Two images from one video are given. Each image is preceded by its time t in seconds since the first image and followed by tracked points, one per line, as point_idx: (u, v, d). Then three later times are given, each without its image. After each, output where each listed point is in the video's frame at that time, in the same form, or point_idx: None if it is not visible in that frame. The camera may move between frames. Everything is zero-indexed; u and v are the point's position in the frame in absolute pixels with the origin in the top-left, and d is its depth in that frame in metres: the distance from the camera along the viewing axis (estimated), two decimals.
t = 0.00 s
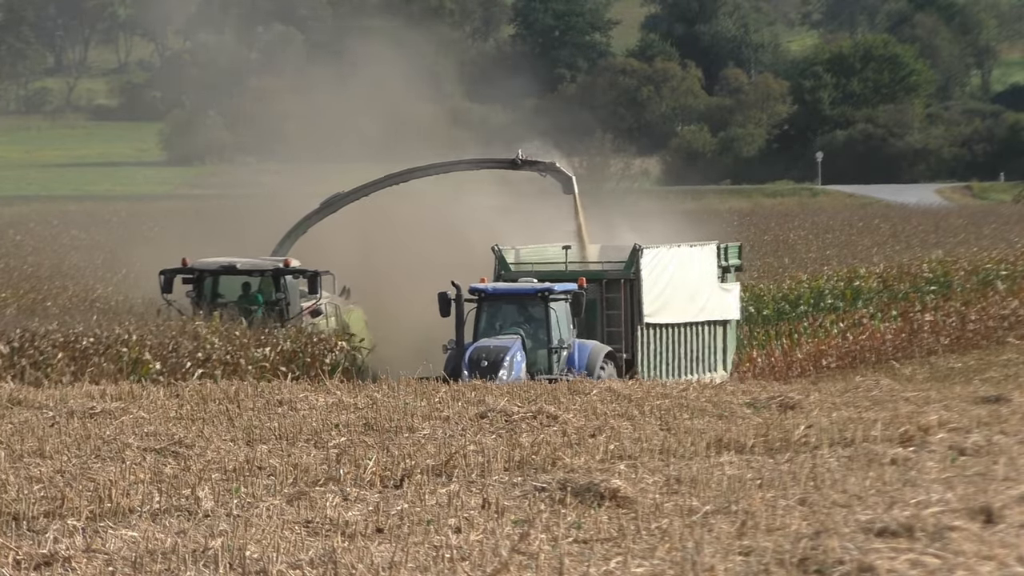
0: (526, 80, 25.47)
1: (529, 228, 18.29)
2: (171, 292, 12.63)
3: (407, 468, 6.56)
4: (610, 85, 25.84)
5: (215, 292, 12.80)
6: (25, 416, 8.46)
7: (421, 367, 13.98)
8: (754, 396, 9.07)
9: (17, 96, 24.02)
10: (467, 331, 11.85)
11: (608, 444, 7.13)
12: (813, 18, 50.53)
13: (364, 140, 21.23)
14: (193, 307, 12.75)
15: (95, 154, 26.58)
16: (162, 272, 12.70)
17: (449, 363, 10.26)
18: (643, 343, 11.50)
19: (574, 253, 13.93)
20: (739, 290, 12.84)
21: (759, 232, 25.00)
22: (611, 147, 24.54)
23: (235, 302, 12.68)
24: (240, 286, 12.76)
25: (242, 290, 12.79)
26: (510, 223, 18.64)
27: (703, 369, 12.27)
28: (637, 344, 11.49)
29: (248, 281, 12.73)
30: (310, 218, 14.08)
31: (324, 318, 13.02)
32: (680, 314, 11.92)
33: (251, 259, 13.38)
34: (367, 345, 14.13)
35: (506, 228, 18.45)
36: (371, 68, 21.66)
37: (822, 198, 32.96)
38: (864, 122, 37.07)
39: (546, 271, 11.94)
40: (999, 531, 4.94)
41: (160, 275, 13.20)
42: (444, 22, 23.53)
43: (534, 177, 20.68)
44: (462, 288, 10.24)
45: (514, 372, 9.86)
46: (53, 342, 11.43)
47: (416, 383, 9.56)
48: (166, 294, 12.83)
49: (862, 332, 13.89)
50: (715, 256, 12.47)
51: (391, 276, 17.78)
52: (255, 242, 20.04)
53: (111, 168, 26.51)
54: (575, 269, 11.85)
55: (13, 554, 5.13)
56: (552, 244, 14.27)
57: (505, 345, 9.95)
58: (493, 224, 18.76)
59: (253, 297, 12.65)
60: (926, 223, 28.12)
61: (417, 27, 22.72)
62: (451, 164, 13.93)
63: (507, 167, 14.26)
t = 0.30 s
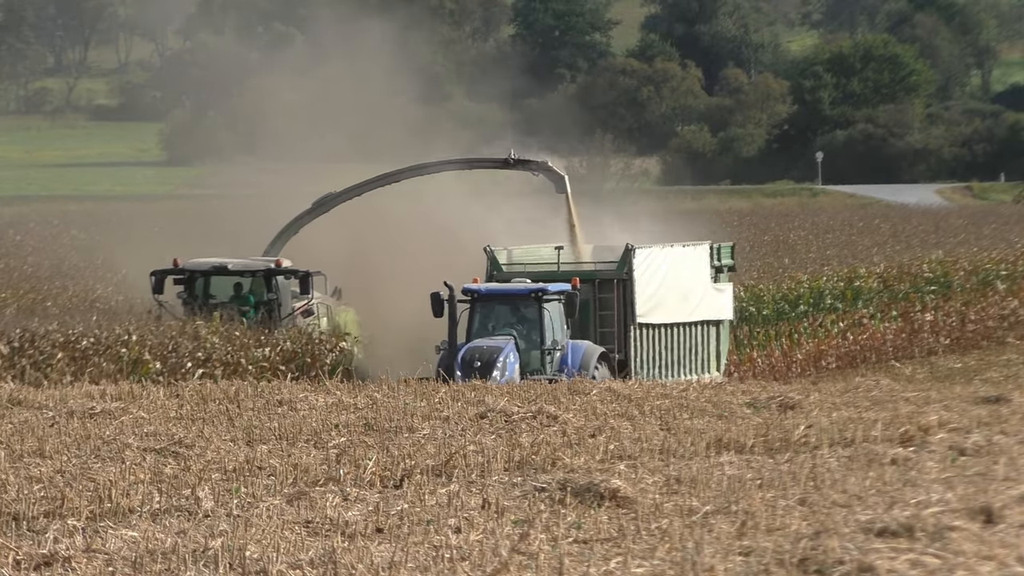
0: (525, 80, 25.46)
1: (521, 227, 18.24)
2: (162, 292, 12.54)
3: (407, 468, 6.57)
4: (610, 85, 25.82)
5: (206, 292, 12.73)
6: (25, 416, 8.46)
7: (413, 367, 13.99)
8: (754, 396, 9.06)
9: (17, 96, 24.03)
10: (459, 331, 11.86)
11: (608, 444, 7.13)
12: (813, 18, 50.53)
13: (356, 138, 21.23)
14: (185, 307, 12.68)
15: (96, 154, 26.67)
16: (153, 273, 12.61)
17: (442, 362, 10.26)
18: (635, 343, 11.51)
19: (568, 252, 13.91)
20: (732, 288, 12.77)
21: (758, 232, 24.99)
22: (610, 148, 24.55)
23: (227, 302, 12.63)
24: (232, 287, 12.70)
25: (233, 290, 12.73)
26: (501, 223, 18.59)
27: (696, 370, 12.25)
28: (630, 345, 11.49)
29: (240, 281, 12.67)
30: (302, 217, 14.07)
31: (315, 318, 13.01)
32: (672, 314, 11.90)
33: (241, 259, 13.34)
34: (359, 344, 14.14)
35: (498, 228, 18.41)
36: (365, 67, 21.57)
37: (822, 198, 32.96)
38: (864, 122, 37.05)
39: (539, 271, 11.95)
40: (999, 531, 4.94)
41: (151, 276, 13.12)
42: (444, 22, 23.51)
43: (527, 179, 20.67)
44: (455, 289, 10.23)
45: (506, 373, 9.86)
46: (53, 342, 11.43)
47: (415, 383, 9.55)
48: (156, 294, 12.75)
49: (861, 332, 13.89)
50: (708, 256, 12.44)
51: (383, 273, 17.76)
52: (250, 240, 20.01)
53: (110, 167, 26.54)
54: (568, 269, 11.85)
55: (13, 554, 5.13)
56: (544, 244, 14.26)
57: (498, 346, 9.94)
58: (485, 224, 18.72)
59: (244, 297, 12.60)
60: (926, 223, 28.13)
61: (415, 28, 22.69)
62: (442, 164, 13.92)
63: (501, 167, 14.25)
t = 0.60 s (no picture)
0: (525, 80, 25.47)
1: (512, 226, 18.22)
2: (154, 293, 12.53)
3: (407, 468, 6.56)
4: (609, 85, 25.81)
5: (198, 292, 12.73)
6: (25, 416, 8.46)
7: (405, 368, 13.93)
8: (753, 396, 9.06)
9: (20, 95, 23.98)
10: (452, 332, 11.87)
11: (608, 444, 7.13)
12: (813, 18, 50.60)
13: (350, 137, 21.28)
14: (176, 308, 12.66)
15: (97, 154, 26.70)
16: (145, 273, 12.58)
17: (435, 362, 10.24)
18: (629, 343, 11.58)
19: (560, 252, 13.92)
20: (726, 290, 12.73)
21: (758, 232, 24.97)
22: (610, 148, 24.55)
23: (218, 303, 12.62)
24: (223, 287, 12.69)
25: (225, 291, 12.72)
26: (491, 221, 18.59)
27: (688, 370, 12.20)
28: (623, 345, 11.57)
29: (232, 281, 12.67)
30: (295, 217, 14.08)
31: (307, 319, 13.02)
32: (666, 315, 11.88)
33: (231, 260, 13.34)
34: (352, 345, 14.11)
35: (490, 228, 18.35)
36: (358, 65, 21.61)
37: (822, 198, 32.96)
38: (864, 122, 37.03)
39: (533, 271, 11.95)
40: (999, 531, 4.94)
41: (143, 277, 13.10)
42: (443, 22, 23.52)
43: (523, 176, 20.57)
44: (448, 289, 10.24)
45: (501, 373, 9.84)
46: (53, 342, 11.41)
47: (415, 383, 9.54)
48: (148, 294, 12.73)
49: (861, 333, 13.88)
50: (701, 258, 12.43)
51: (374, 274, 17.79)
52: (246, 240, 19.97)
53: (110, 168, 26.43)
54: (561, 269, 11.85)
55: (13, 554, 5.13)
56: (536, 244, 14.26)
57: (491, 346, 9.94)
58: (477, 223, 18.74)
59: (236, 298, 12.61)
60: (925, 223, 28.12)
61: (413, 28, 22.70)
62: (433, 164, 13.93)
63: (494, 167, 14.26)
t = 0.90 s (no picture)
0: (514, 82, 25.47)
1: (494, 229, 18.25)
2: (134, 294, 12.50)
3: (395, 471, 6.55)
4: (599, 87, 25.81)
5: (178, 294, 12.74)
6: (13, 419, 8.42)
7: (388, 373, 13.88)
8: (742, 399, 9.06)
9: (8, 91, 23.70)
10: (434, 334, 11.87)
11: (597, 446, 7.12)
12: (802, 20, 50.73)
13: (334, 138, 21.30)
14: (157, 310, 12.66)
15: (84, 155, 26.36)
16: (126, 275, 12.56)
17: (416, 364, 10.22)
18: (611, 345, 11.59)
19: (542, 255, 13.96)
20: (708, 293, 12.61)
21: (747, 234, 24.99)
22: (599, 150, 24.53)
23: (199, 305, 12.63)
24: (204, 289, 12.71)
25: (206, 293, 12.74)
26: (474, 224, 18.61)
27: (670, 373, 12.12)
28: (605, 348, 11.56)
29: (212, 282, 12.67)
30: (277, 219, 14.05)
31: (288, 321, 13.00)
32: (647, 317, 11.87)
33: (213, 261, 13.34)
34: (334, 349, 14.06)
35: (471, 229, 18.37)
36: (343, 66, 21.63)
37: (812, 200, 33.02)
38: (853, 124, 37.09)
39: (514, 274, 11.95)
40: (987, 534, 4.94)
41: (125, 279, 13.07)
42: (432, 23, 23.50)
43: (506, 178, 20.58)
44: (429, 291, 10.23)
45: (481, 375, 9.87)
46: (42, 343, 11.38)
47: (404, 385, 9.53)
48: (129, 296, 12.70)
49: (850, 335, 13.90)
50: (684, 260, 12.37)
51: (356, 275, 17.84)
52: (231, 239, 19.90)
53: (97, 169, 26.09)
54: (543, 272, 11.86)
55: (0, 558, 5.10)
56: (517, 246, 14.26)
57: (472, 348, 9.94)
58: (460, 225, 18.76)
59: (216, 299, 12.59)
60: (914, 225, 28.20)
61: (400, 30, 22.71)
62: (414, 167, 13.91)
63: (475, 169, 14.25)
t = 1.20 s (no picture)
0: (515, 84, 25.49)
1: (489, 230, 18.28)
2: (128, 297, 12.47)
3: (396, 472, 6.55)
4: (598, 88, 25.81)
5: (172, 296, 12.74)
6: (14, 420, 8.41)
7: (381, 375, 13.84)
8: (742, 400, 9.06)
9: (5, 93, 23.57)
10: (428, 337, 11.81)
11: (598, 447, 7.12)
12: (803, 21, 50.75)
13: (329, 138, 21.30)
14: (151, 312, 12.63)
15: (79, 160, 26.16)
16: (118, 277, 12.53)
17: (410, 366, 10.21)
18: (605, 347, 11.53)
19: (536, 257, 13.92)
20: (702, 293, 12.81)
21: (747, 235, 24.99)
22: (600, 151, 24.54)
23: (192, 307, 12.62)
24: (198, 291, 12.70)
25: (200, 295, 12.73)
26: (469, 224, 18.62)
27: (665, 374, 12.25)
28: (599, 349, 11.50)
29: (206, 285, 12.68)
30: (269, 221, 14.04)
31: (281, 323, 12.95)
32: (643, 318, 11.94)
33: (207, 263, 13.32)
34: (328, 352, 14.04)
35: (466, 230, 18.38)
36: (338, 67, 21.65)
37: (813, 201, 33.01)
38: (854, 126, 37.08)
39: (509, 276, 11.89)
40: (988, 535, 4.94)
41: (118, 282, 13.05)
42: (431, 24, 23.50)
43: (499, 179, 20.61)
44: (424, 293, 10.22)
45: (476, 377, 9.83)
46: (43, 346, 11.35)
47: (405, 386, 9.52)
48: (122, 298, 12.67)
49: (851, 336, 13.89)
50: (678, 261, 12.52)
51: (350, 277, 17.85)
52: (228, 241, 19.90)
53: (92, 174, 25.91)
54: (537, 273, 11.82)
55: (1, 559, 5.10)
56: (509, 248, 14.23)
57: (467, 349, 9.93)
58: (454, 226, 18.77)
59: (211, 302, 12.58)
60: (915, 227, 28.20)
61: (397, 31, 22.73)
62: (408, 167, 13.86)
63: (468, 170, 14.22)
